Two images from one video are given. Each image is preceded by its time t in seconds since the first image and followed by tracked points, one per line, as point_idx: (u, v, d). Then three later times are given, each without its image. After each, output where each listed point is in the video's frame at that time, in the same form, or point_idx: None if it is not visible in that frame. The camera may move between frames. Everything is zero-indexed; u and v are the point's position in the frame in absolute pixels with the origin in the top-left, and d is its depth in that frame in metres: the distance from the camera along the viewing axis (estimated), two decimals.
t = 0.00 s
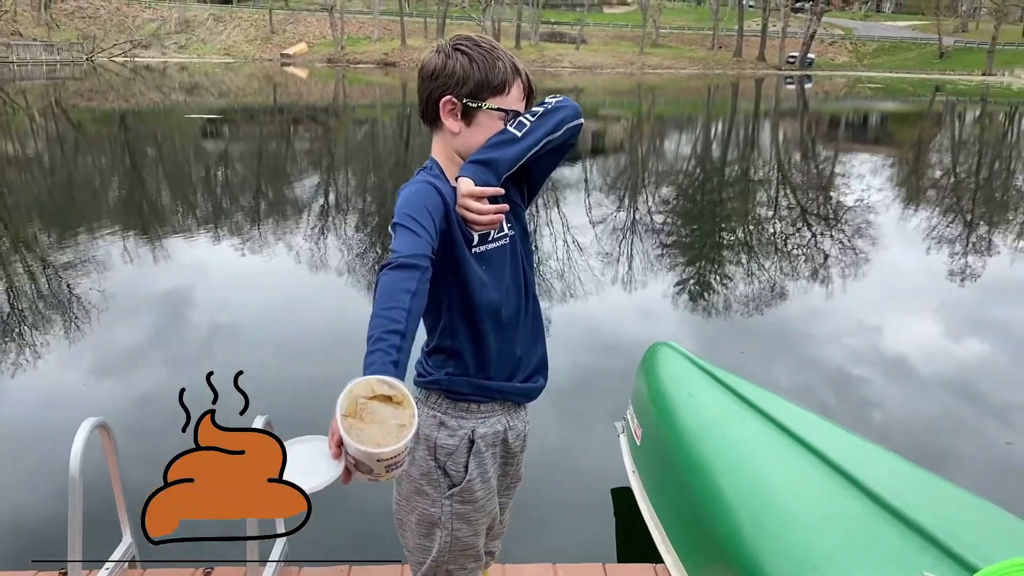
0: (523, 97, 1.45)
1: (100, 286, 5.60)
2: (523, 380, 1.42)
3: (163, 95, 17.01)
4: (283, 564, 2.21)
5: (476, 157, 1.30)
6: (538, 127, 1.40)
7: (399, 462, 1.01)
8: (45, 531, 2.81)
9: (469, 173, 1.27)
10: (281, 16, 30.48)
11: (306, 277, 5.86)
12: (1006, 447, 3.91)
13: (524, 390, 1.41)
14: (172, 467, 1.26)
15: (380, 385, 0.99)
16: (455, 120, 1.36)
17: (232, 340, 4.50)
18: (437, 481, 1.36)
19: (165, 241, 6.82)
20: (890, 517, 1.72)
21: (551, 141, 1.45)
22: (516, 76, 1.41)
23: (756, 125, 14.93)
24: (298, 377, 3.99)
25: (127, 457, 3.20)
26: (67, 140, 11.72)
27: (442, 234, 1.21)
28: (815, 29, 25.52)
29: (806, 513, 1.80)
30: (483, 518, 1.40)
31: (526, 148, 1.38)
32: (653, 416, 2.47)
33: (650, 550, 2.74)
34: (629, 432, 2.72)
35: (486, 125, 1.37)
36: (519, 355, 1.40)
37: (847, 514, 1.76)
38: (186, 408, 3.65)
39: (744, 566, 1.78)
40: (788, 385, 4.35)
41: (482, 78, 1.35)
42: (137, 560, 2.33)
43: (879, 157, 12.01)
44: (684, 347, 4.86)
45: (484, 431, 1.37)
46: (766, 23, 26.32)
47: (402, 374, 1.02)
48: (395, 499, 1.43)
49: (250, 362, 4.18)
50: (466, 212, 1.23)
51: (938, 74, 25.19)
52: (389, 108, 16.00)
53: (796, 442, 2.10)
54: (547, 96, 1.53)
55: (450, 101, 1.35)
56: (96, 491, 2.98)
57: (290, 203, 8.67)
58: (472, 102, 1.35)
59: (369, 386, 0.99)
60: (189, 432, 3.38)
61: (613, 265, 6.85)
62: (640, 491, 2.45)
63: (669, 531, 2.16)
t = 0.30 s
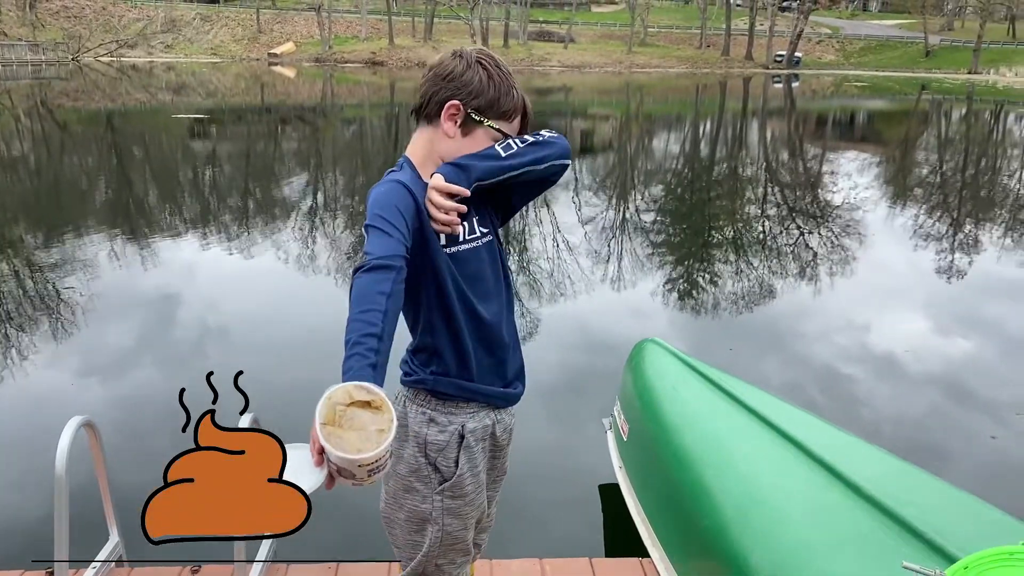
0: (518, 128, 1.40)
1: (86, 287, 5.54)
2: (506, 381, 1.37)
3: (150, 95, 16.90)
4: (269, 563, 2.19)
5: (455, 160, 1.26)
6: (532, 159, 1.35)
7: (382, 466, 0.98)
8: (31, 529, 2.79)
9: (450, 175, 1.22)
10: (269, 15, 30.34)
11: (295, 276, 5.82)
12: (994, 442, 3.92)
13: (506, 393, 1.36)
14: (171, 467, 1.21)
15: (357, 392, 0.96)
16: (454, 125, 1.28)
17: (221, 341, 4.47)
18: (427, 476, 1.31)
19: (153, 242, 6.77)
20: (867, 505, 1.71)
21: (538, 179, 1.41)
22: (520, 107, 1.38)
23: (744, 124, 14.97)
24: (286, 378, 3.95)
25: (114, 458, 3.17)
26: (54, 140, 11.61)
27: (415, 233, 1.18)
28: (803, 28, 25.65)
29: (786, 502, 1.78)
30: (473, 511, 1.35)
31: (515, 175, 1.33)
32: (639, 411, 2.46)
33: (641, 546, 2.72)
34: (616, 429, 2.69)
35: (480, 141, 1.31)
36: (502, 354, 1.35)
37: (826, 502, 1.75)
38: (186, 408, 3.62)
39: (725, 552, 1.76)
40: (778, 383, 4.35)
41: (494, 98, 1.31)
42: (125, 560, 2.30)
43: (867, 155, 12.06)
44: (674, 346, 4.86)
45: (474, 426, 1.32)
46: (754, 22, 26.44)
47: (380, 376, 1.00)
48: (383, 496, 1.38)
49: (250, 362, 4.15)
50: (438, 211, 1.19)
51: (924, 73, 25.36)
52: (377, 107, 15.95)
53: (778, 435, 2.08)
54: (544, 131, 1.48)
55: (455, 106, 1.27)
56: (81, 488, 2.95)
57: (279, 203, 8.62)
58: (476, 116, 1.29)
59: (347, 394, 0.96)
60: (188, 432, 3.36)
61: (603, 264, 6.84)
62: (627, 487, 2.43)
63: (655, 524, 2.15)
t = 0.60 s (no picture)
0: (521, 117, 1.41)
1: (80, 286, 5.52)
2: (498, 374, 1.37)
3: (142, 93, 16.83)
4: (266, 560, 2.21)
5: (459, 147, 1.27)
6: (538, 148, 1.36)
7: (398, 459, 1.00)
8: (26, 528, 2.79)
9: (454, 160, 1.24)
10: (261, 13, 30.23)
11: (289, 275, 5.82)
12: (987, 436, 3.96)
13: (497, 385, 1.37)
14: (171, 467, 1.22)
15: (372, 388, 0.98)
16: (457, 116, 1.29)
17: (216, 340, 4.46)
18: (417, 465, 1.30)
19: (146, 241, 6.74)
20: (860, 494, 1.73)
21: (544, 170, 1.41)
22: (522, 95, 1.37)
23: (738, 121, 14.99)
24: (284, 377, 3.95)
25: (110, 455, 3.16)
26: (45, 138, 11.56)
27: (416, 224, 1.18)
28: (795, 25, 25.70)
29: (780, 491, 1.80)
30: (466, 500, 1.34)
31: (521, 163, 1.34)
32: (635, 403, 2.47)
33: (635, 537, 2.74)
34: (612, 423, 2.71)
35: (484, 130, 1.31)
36: (496, 347, 1.35)
37: (819, 490, 1.77)
38: (184, 408, 3.60)
39: (721, 540, 1.77)
40: (772, 379, 4.38)
41: (497, 86, 1.31)
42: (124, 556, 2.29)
43: (860, 152, 12.10)
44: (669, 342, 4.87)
45: (462, 415, 1.32)
46: (746, 20, 26.49)
47: (388, 370, 1.01)
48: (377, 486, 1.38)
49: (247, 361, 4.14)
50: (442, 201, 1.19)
51: (916, 69, 25.45)
52: (371, 104, 15.93)
53: (771, 427, 2.10)
54: (549, 123, 1.48)
55: (459, 97, 1.27)
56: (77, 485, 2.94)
57: (272, 201, 8.61)
58: (479, 106, 1.29)
59: (363, 387, 0.98)
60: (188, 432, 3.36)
61: (597, 261, 6.86)
62: (622, 480, 2.45)
63: (650, 516, 2.16)
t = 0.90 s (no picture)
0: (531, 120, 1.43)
1: (83, 285, 5.55)
2: (506, 373, 1.40)
3: (144, 91, 16.87)
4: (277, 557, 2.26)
5: (470, 149, 1.29)
6: (548, 155, 1.40)
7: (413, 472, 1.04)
8: (36, 527, 2.82)
9: (466, 158, 1.26)
10: (263, 11, 30.24)
11: (292, 273, 5.85)
12: (990, 432, 3.98)
13: (506, 386, 1.39)
14: (172, 467, 1.31)
15: (389, 400, 1.00)
16: (468, 118, 1.31)
17: (219, 338, 4.49)
18: (428, 462, 1.33)
19: (149, 240, 6.77)
20: (866, 488, 1.75)
21: (551, 178, 1.44)
22: (532, 101, 1.40)
23: (739, 117, 14.98)
24: (288, 375, 3.98)
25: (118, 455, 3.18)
26: (48, 137, 11.60)
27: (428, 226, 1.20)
28: (797, 20, 25.65)
29: (784, 487, 1.83)
30: (475, 497, 1.36)
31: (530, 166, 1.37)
32: (640, 399, 2.49)
33: (640, 534, 2.76)
34: (617, 419, 2.73)
35: (495, 133, 1.34)
36: (504, 346, 1.38)
37: (824, 485, 1.80)
38: (185, 408, 3.62)
39: (726, 536, 1.80)
40: (775, 375, 4.40)
41: (509, 90, 1.33)
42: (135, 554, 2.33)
43: (861, 148, 12.11)
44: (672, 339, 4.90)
45: (473, 413, 1.35)
46: (748, 15, 26.46)
47: (402, 380, 1.03)
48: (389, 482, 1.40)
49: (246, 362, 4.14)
50: (452, 202, 1.21)
51: (917, 65, 25.41)
52: (372, 102, 15.95)
53: (776, 422, 2.12)
54: (559, 131, 1.51)
55: (470, 101, 1.29)
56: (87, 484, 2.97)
57: (275, 199, 8.64)
58: (490, 109, 1.32)
59: (381, 395, 1.00)
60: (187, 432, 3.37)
61: (599, 257, 6.88)
62: (628, 476, 2.47)
63: (657, 512, 2.19)
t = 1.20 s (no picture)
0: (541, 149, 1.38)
1: (93, 282, 5.60)
2: (514, 375, 1.38)
3: (153, 89, 16.96)
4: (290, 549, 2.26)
5: (473, 163, 1.27)
6: (539, 200, 1.34)
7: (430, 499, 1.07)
8: (50, 520, 2.84)
9: (466, 164, 1.24)
10: (271, 8, 30.32)
11: (301, 269, 5.89)
12: (1001, 427, 3.97)
13: (513, 386, 1.37)
14: (174, 468, 1.75)
15: (399, 445, 1.01)
16: (477, 136, 1.29)
17: (229, 335, 4.53)
18: (437, 458, 1.32)
19: (158, 237, 6.82)
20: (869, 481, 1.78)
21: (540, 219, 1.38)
22: (547, 129, 1.35)
23: (748, 112, 14.94)
24: (298, 372, 4.01)
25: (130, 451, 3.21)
26: (58, 135, 11.68)
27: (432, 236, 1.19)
28: (806, 14, 25.52)
29: (791, 482, 1.84)
30: (484, 493, 1.35)
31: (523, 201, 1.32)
32: (647, 396, 2.51)
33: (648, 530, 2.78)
34: (625, 416, 2.75)
35: (501, 153, 1.31)
36: (511, 348, 1.36)
37: (829, 478, 1.82)
38: (186, 407, 3.61)
39: (732, 531, 1.83)
40: (785, 371, 4.40)
41: (522, 111, 1.29)
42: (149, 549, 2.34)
43: (871, 142, 12.06)
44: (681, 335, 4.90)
45: (482, 411, 1.32)
46: (757, 9, 26.36)
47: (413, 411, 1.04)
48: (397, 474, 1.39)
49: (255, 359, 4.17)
50: (450, 203, 1.20)
51: (928, 58, 25.27)
52: (381, 99, 15.99)
53: (782, 417, 2.14)
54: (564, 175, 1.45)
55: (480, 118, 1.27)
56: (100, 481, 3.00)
57: (284, 196, 8.68)
58: (501, 129, 1.29)
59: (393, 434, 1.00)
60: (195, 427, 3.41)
61: (607, 253, 6.89)
62: (635, 472, 2.49)
63: (664, 508, 2.21)
